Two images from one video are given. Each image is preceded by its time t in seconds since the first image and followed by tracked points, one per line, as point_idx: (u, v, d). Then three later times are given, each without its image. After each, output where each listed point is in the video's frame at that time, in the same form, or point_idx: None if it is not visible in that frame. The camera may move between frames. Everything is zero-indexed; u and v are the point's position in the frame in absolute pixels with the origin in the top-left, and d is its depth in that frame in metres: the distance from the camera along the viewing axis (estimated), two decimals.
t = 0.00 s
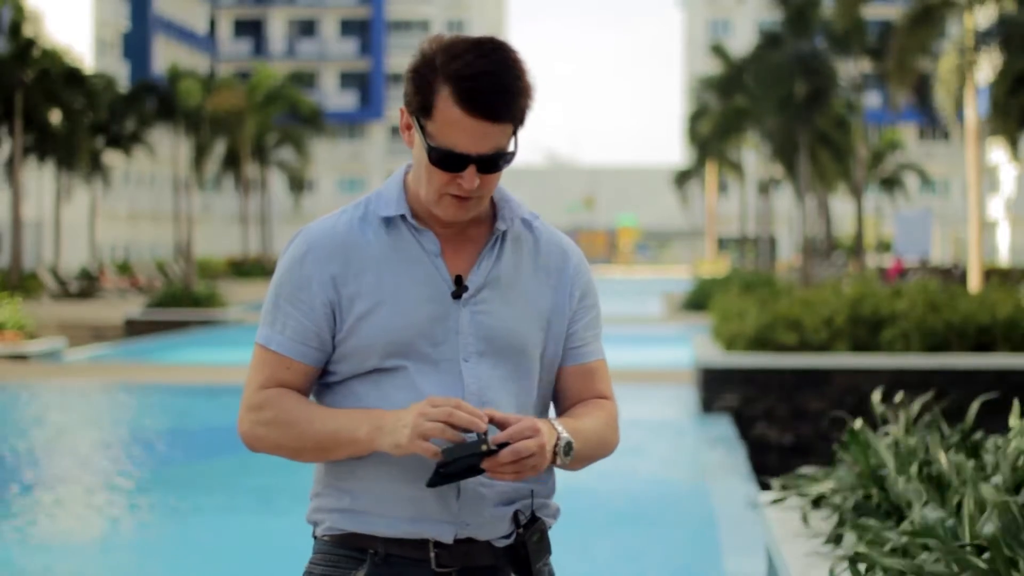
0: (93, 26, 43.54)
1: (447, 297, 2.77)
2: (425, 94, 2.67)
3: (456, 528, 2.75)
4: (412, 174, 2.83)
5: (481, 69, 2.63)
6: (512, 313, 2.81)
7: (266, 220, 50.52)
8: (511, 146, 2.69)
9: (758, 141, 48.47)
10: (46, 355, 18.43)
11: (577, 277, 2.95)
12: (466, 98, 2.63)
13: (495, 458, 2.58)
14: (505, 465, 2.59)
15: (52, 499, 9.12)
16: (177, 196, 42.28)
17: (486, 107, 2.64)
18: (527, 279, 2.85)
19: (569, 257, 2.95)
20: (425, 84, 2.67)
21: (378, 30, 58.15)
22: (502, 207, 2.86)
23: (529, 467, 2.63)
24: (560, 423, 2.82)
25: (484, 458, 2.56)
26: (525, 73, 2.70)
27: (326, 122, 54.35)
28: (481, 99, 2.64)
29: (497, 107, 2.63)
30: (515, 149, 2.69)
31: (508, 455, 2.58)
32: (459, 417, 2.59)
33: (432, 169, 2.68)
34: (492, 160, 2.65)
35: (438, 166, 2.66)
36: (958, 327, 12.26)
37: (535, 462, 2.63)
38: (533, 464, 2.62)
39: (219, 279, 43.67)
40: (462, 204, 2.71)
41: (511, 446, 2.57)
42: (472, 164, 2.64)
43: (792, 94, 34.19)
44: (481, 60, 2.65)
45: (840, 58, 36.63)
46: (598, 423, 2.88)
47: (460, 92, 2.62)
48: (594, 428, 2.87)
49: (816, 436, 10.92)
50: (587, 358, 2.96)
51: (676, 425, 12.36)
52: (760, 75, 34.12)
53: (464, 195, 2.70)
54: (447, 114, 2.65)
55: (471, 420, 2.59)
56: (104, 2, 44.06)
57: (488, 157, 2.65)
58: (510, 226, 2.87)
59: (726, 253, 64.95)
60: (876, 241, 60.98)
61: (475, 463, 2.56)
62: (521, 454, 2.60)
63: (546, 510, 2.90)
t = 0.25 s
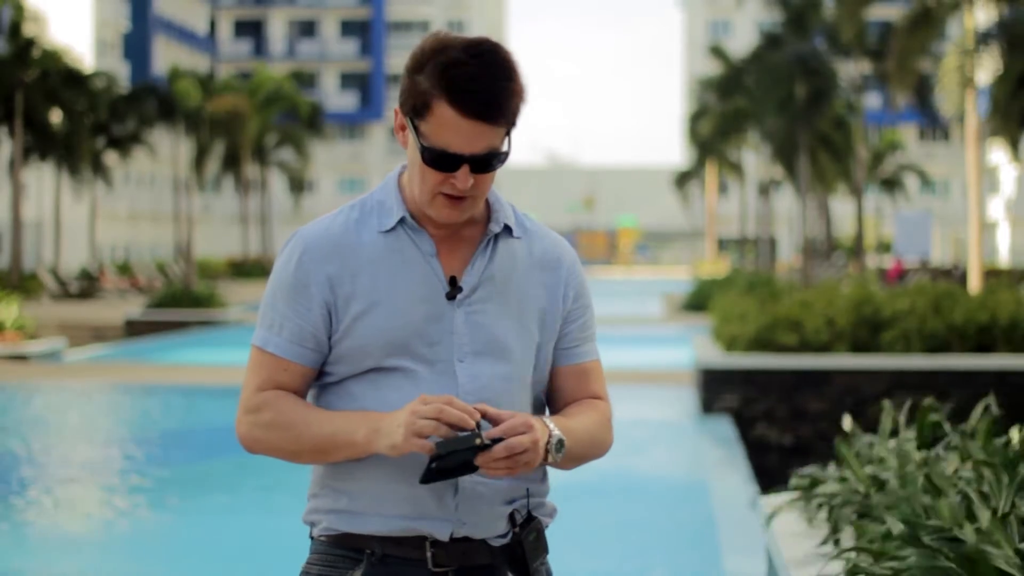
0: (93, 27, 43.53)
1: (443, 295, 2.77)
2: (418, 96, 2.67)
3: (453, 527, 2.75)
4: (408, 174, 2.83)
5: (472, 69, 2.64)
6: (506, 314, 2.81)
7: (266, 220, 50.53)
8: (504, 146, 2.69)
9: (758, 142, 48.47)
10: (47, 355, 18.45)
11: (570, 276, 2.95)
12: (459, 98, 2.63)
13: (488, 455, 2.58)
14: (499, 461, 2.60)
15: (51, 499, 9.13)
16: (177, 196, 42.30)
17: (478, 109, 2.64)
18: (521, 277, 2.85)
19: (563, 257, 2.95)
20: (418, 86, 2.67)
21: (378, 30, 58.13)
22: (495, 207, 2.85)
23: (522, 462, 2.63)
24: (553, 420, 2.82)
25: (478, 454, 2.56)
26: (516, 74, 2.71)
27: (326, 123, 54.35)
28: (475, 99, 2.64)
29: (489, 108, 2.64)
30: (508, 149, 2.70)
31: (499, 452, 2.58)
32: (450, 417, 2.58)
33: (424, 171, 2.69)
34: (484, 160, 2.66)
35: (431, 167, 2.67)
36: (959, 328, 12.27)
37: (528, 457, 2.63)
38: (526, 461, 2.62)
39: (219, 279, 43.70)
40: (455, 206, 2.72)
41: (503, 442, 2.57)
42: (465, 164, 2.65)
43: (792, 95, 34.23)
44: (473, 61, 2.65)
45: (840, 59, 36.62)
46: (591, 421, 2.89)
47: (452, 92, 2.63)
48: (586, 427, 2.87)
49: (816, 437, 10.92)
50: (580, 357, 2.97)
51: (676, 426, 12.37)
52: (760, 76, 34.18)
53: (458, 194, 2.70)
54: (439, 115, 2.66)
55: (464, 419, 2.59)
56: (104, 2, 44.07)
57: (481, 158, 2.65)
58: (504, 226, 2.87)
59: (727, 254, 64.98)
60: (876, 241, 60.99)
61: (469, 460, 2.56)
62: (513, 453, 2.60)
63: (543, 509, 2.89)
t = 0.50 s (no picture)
0: (93, 27, 43.48)
1: (442, 294, 2.77)
2: (417, 96, 2.67)
3: (451, 526, 2.74)
4: (407, 175, 2.83)
5: (471, 68, 2.63)
6: (504, 313, 2.81)
7: (266, 220, 50.51)
8: (503, 144, 2.69)
9: (758, 142, 48.47)
10: (46, 355, 18.43)
11: (568, 275, 2.95)
12: (458, 98, 2.63)
13: (487, 455, 2.57)
14: (500, 460, 2.59)
15: (52, 499, 9.12)
16: (177, 196, 42.30)
17: (477, 109, 2.64)
18: (520, 274, 2.85)
19: (561, 256, 2.95)
20: (417, 87, 2.67)
21: (378, 30, 58.11)
22: (494, 206, 2.85)
23: (521, 460, 2.63)
24: (551, 418, 2.82)
25: (477, 454, 2.56)
26: (516, 72, 2.70)
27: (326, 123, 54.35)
28: (473, 100, 2.64)
29: (488, 109, 2.64)
30: (506, 149, 2.70)
31: (497, 452, 2.58)
32: (447, 420, 2.58)
33: (424, 169, 2.69)
34: (483, 160, 2.66)
35: (430, 168, 2.67)
36: (958, 327, 12.27)
37: (528, 453, 2.62)
38: (525, 460, 2.62)
39: (219, 279, 43.69)
40: (453, 205, 2.71)
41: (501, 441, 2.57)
42: (463, 165, 2.65)
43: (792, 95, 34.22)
44: (472, 60, 2.65)
45: (840, 58, 36.56)
46: (589, 420, 2.88)
47: (451, 92, 2.63)
48: (585, 426, 2.87)
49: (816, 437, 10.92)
50: (577, 357, 2.96)
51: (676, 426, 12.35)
52: (760, 77, 34.22)
53: (455, 196, 2.70)
54: (439, 115, 2.65)
55: (461, 420, 2.58)
56: (104, 2, 44.05)
57: (480, 158, 2.65)
58: (502, 224, 2.87)
59: (726, 254, 65.01)
60: (876, 241, 60.99)
61: (469, 461, 2.56)
62: (512, 454, 2.60)
63: (541, 510, 2.89)
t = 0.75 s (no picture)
0: (93, 26, 43.44)
1: (443, 293, 2.77)
2: (417, 95, 2.68)
3: (451, 526, 2.75)
4: (408, 174, 2.83)
5: (472, 65, 2.64)
6: (505, 313, 2.80)
7: (266, 220, 50.48)
8: (503, 144, 2.69)
9: (758, 142, 48.44)
10: (46, 355, 18.41)
11: (568, 274, 2.95)
12: (458, 96, 2.63)
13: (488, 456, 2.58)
14: (502, 458, 2.59)
15: (50, 499, 9.11)
16: (176, 196, 42.28)
17: (477, 108, 2.65)
18: (520, 274, 2.85)
19: (561, 255, 2.95)
20: (417, 85, 2.67)
21: (378, 30, 58.07)
22: (494, 205, 2.85)
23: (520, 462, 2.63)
24: (549, 417, 2.83)
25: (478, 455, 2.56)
26: (516, 70, 2.71)
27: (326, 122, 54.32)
28: (473, 99, 2.64)
29: (488, 107, 2.64)
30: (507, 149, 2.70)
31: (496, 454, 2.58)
32: (448, 424, 2.58)
33: (424, 168, 2.69)
34: (483, 159, 2.66)
35: (430, 167, 2.67)
36: (957, 326, 12.27)
37: (527, 449, 2.62)
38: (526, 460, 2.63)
39: (219, 279, 43.67)
40: (453, 202, 2.72)
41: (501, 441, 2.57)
42: (462, 163, 2.65)
43: (792, 95, 34.22)
44: (473, 57, 2.65)
45: (839, 57, 36.52)
46: (588, 418, 2.88)
47: (452, 90, 2.63)
48: (583, 425, 2.87)
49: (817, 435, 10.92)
50: (577, 357, 2.96)
51: (677, 425, 12.34)
52: (761, 77, 34.25)
53: (455, 193, 2.70)
54: (438, 115, 2.66)
55: (461, 424, 2.59)
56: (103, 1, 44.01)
57: (480, 156, 2.65)
58: (502, 222, 2.87)
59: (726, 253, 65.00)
60: (876, 241, 60.96)
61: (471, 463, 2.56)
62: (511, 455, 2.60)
63: (543, 509, 2.89)
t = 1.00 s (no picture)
0: (93, 26, 43.44)
1: (443, 295, 2.77)
2: (412, 84, 2.68)
3: (453, 528, 2.75)
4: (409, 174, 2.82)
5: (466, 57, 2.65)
6: (507, 311, 2.80)
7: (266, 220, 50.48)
8: (500, 136, 2.69)
9: (758, 142, 48.47)
10: (46, 355, 18.40)
11: (571, 274, 2.95)
12: (451, 83, 2.64)
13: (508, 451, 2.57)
14: (512, 461, 2.59)
15: (51, 500, 9.11)
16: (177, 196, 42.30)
17: (472, 95, 2.65)
18: (519, 273, 2.84)
19: (562, 254, 2.94)
20: (411, 75, 2.68)
21: (378, 30, 58.08)
22: (494, 204, 2.85)
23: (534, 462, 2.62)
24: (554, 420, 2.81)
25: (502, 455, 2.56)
26: (513, 65, 2.71)
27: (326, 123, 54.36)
28: (467, 87, 2.64)
29: (479, 94, 2.65)
30: (504, 139, 2.70)
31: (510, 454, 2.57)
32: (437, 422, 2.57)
33: (421, 160, 2.68)
34: (478, 151, 2.65)
35: (427, 159, 2.67)
36: (958, 326, 12.27)
37: (538, 454, 2.62)
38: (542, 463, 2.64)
39: (219, 279, 43.70)
40: (452, 195, 2.71)
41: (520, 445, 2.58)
42: (458, 152, 2.64)
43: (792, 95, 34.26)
44: (466, 50, 2.67)
45: (839, 57, 36.51)
46: (585, 427, 2.85)
47: (445, 78, 2.63)
48: (582, 434, 2.83)
49: (817, 436, 10.92)
50: (579, 356, 2.96)
51: (677, 425, 12.35)
52: (760, 77, 34.28)
53: (452, 185, 2.70)
54: (432, 106, 2.66)
55: (441, 415, 2.57)
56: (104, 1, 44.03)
57: (474, 147, 2.65)
58: (503, 223, 2.86)
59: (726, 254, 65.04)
60: (876, 241, 60.99)
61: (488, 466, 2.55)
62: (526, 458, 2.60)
63: (545, 510, 2.89)
